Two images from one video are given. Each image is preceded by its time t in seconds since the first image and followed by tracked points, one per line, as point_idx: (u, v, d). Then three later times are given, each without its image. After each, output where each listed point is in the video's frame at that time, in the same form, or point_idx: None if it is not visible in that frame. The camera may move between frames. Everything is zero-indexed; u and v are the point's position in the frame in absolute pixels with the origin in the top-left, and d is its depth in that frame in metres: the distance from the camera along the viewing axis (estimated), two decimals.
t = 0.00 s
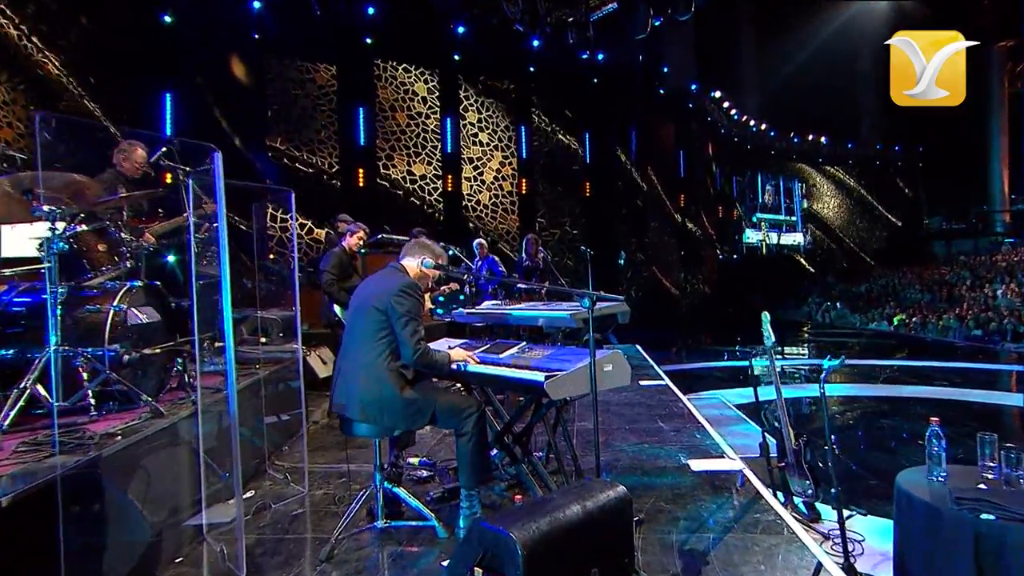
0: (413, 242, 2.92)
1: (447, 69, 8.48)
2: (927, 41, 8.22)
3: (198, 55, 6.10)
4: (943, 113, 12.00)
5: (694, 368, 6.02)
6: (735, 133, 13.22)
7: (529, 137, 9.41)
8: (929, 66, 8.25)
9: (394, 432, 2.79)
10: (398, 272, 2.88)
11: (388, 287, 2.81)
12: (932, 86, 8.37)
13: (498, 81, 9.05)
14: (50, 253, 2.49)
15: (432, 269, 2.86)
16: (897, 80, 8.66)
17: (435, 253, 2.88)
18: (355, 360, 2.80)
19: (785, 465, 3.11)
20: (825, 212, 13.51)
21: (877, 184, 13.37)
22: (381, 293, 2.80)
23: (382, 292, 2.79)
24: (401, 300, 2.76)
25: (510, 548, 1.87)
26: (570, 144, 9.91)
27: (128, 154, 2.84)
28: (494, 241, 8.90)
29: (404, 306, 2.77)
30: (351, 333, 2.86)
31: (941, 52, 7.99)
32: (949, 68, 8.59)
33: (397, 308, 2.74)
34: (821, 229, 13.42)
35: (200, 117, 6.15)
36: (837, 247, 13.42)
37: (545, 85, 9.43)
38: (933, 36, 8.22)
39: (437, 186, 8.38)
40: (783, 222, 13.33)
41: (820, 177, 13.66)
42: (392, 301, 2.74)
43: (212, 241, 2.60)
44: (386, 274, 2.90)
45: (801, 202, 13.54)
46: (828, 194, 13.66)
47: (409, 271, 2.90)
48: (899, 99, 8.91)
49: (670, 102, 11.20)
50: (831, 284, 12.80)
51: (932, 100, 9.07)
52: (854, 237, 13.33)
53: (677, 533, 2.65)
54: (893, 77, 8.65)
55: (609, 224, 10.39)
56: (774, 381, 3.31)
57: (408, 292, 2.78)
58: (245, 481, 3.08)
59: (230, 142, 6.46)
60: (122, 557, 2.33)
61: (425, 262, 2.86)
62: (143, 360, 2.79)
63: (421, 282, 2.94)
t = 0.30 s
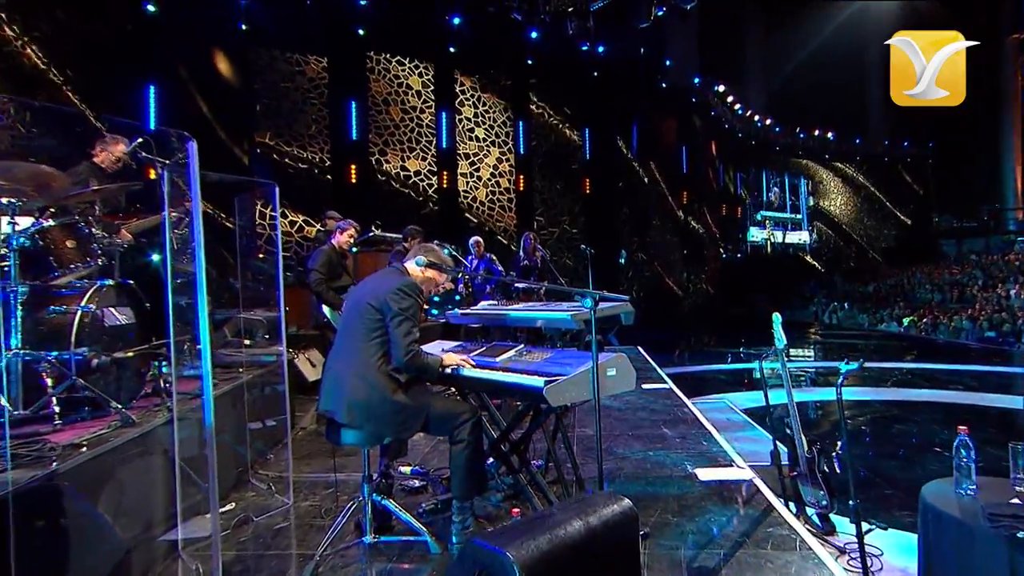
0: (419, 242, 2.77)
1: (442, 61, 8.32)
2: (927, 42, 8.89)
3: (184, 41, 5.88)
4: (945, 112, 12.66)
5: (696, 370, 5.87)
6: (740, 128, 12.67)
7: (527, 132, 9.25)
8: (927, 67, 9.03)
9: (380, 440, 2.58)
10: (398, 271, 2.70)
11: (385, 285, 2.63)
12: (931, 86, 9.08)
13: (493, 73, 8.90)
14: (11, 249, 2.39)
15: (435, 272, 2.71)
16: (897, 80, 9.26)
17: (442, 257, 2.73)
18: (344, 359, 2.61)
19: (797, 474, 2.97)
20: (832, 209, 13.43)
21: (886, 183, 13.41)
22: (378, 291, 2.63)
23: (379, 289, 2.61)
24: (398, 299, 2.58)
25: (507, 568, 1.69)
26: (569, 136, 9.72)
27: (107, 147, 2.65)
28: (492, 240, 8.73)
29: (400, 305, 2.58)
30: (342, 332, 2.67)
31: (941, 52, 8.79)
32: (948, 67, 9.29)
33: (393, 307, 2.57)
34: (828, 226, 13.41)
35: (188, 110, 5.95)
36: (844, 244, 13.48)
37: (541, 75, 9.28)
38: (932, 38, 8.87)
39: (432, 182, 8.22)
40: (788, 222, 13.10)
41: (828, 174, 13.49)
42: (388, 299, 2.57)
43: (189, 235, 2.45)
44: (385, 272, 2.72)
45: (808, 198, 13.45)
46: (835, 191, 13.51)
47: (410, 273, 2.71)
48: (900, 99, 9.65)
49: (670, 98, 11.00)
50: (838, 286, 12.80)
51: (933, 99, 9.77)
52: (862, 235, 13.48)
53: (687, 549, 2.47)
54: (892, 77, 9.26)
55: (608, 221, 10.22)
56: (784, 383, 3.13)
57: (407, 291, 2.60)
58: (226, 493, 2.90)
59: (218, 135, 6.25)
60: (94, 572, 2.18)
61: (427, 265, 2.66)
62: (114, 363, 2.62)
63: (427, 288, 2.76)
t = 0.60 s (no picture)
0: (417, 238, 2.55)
1: (434, 52, 8.22)
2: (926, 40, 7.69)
3: (164, 30, 5.76)
4: (946, 111, 11.51)
5: (698, 374, 5.69)
6: (745, 121, 12.85)
7: (523, 127, 9.15)
8: (927, 68, 8.12)
9: (367, 448, 2.38)
10: (393, 268, 2.49)
11: (377, 282, 2.42)
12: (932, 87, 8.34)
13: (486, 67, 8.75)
14: None
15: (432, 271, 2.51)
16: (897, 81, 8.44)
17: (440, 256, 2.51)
18: (330, 361, 2.40)
19: (808, 485, 2.81)
20: (838, 206, 13.37)
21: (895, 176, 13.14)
22: (369, 289, 2.41)
23: (370, 287, 2.39)
24: (390, 298, 2.37)
25: None
26: (569, 129, 9.73)
27: (80, 137, 2.49)
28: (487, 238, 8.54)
29: (392, 305, 2.36)
30: (331, 330, 2.46)
31: (941, 53, 7.86)
32: (950, 67, 8.52)
33: (384, 306, 2.36)
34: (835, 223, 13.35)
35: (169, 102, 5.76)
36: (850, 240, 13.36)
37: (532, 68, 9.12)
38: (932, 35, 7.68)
39: (424, 177, 8.06)
40: (792, 219, 13.20)
41: (835, 171, 13.45)
42: (379, 297, 2.35)
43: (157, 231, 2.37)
44: (379, 269, 2.51)
45: (814, 195, 13.41)
46: (842, 187, 13.45)
47: (405, 270, 2.51)
48: (900, 98, 8.88)
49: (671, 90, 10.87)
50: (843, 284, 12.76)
51: (933, 100, 9.01)
52: (870, 232, 13.25)
53: (695, 567, 2.28)
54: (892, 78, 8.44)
55: (610, 219, 10.16)
56: (797, 387, 2.92)
57: (400, 290, 2.38)
58: (201, 506, 2.70)
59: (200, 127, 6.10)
60: None
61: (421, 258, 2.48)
62: (76, 368, 2.45)
63: (420, 286, 2.57)
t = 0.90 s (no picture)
0: (412, 234, 2.35)
1: (431, 41, 8.05)
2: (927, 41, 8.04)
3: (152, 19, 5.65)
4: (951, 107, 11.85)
5: (705, 378, 5.51)
6: (752, 115, 12.37)
7: (523, 120, 9.03)
8: (927, 67, 8.13)
9: (359, 458, 2.20)
10: (386, 267, 2.30)
11: (368, 281, 2.23)
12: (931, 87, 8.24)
13: (483, 58, 8.65)
14: None
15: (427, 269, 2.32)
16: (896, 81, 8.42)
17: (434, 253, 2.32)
18: (318, 366, 2.22)
19: (826, 496, 2.65)
20: (849, 201, 12.86)
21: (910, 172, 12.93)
22: (360, 288, 2.22)
23: (361, 286, 2.20)
24: (382, 299, 2.18)
25: None
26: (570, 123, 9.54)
27: (51, 125, 2.31)
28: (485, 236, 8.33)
29: (385, 306, 2.18)
30: (319, 332, 2.27)
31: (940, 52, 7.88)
32: (948, 67, 8.40)
33: (376, 307, 2.17)
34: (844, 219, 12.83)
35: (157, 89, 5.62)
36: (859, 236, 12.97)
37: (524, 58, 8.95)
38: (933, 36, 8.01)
39: (419, 171, 7.89)
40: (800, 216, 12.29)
41: (844, 166, 13.01)
42: (371, 298, 2.17)
43: (132, 223, 2.15)
44: (370, 267, 2.32)
45: (823, 192, 12.80)
46: (853, 183, 12.99)
47: (398, 267, 2.33)
48: (899, 100, 8.75)
49: (678, 79, 10.61)
50: (854, 282, 12.63)
51: (932, 101, 8.80)
52: (883, 228, 12.99)
53: None
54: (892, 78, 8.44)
55: (613, 217, 9.90)
56: (814, 391, 2.76)
57: (393, 291, 2.20)
58: (180, 520, 2.53)
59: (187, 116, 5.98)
60: None
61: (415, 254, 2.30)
62: (41, 370, 2.27)
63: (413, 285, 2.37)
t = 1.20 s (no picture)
0: (393, 220, 2.17)
1: (431, 32, 7.92)
2: (927, 41, 8.22)
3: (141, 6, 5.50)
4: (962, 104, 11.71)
5: (713, 381, 5.36)
6: (763, 109, 12.37)
7: (523, 112, 8.88)
8: (927, 68, 8.33)
9: (353, 467, 2.06)
10: (370, 260, 2.12)
11: (352, 278, 2.05)
12: (932, 87, 8.49)
13: (484, 49, 8.52)
14: None
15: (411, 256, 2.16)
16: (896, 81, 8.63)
17: (418, 239, 2.16)
18: (305, 371, 2.06)
19: (847, 508, 2.48)
20: (864, 199, 12.64)
21: (928, 169, 12.63)
22: (344, 287, 2.05)
23: (345, 285, 2.03)
24: (368, 299, 2.01)
25: None
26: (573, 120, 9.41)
27: (29, 113, 2.16)
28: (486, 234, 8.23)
29: (372, 306, 2.01)
30: (304, 334, 2.11)
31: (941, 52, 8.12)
32: (948, 67, 8.57)
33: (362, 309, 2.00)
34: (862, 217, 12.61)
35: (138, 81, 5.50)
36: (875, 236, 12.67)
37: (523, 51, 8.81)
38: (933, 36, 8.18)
39: (418, 165, 7.77)
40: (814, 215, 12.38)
41: (859, 163, 12.87)
42: (355, 299, 2.00)
43: (108, 216, 2.03)
44: (354, 261, 2.13)
45: (838, 189, 12.63)
46: (867, 179, 12.80)
47: (383, 259, 2.16)
48: (899, 99, 8.97)
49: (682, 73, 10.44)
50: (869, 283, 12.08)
51: (932, 100, 8.98)
52: (900, 227, 12.68)
53: None
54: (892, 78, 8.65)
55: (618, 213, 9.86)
56: (835, 396, 2.60)
57: (380, 289, 2.02)
58: (160, 532, 2.39)
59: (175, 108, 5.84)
60: None
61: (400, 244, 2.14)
62: (10, 373, 2.18)
63: (398, 274, 2.22)
